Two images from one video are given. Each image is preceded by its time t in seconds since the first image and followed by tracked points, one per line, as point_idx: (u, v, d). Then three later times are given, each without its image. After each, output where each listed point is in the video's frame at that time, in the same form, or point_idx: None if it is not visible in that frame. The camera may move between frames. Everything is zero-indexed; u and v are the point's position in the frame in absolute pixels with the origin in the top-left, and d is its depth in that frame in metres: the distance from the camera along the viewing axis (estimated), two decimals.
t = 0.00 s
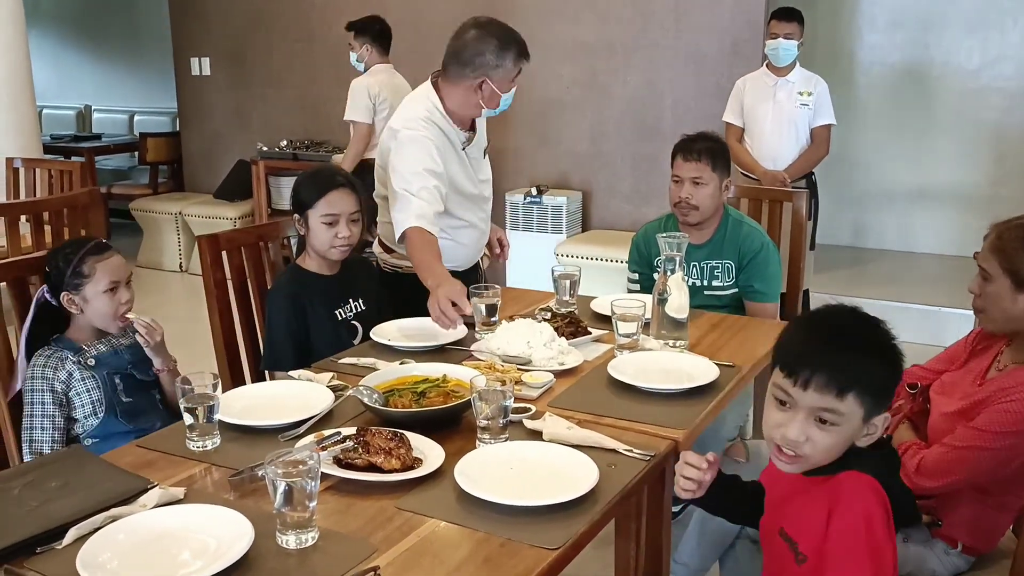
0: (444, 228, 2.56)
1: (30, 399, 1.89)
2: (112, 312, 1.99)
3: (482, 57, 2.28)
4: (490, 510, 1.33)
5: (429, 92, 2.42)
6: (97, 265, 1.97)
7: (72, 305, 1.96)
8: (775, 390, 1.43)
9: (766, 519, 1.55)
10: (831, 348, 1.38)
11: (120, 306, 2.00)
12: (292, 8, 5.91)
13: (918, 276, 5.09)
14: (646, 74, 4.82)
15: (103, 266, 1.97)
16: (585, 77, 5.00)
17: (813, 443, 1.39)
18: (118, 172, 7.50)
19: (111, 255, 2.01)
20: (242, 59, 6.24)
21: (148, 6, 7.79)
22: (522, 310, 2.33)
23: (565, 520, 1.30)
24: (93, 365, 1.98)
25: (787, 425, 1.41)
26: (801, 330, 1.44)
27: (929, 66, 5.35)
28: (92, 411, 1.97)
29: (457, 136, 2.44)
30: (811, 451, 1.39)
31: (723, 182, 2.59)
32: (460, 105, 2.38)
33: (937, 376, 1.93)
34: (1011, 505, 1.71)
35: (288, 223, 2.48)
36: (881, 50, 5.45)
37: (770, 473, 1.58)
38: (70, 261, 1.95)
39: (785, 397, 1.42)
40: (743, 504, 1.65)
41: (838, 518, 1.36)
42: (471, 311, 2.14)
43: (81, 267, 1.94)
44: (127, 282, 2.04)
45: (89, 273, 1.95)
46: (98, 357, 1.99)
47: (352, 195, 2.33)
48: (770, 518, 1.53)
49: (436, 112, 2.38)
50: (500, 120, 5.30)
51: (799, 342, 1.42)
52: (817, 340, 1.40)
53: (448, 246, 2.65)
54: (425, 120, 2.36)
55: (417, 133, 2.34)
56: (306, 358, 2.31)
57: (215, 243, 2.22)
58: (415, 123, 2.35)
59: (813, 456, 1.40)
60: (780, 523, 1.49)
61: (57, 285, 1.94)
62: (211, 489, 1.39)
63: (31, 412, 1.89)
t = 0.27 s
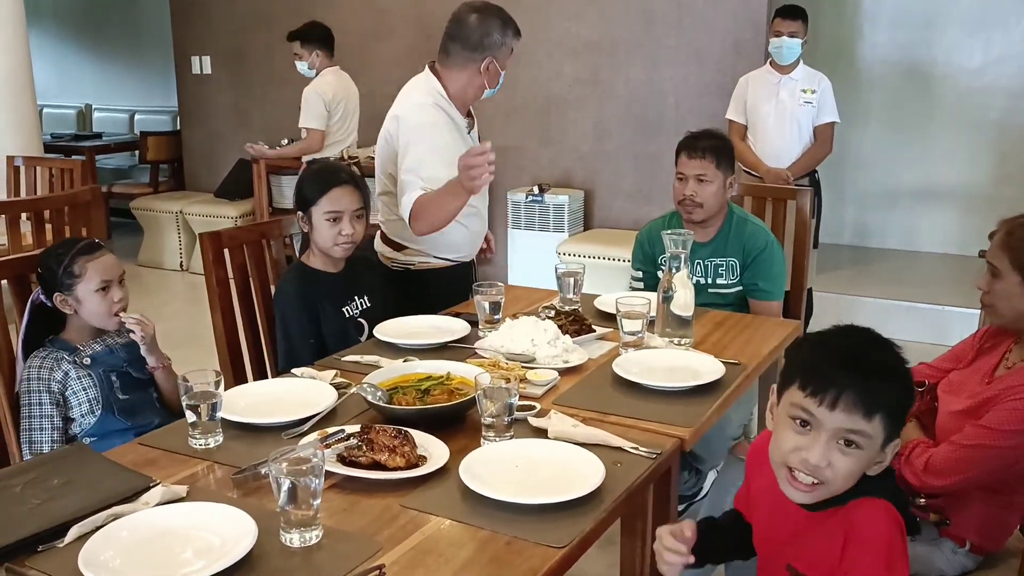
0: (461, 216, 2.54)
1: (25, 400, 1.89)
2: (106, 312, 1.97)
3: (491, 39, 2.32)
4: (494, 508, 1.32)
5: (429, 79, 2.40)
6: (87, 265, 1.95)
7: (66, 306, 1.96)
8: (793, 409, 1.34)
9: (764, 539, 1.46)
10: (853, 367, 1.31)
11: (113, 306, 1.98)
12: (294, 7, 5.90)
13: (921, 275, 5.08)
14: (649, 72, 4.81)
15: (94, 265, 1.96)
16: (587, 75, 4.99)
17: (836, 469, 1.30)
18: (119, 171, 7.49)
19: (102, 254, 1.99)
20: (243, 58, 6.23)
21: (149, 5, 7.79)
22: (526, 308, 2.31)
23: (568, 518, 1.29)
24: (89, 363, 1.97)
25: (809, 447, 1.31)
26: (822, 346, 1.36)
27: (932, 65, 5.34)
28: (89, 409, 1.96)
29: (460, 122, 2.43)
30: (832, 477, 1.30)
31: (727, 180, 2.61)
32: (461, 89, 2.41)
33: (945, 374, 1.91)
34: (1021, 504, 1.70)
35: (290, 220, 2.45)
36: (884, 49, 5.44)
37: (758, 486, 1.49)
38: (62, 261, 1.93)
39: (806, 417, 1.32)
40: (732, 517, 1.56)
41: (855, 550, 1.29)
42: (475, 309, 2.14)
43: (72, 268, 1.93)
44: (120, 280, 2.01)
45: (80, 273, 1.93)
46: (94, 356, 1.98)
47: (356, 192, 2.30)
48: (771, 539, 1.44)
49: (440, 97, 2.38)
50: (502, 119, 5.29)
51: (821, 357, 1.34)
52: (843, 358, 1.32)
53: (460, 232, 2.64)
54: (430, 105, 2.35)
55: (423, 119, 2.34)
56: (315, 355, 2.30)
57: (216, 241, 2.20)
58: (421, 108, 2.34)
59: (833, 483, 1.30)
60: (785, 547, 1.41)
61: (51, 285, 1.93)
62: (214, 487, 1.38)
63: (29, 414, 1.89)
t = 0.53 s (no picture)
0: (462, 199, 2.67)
1: (25, 396, 1.84)
2: (105, 309, 1.96)
3: (472, 24, 2.47)
4: (498, 508, 1.30)
5: (414, 69, 2.48)
6: (88, 261, 1.93)
7: (65, 301, 1.93)
8: (816, 419, 1.33)
9: (777, 554, 1.42)
10: (878, 374, 1.30)
11: (112, 303, 1.97)
12: (293, 5, 5.87)
13: (924, 274, 5.05)
14: (650, 70, 4.79)
15: (94, 262, 1.94)
16: (589, 74, 4.97)
17: (867, 478, 1.29)
18: (118, 170, 7.47)
19: (102, 250, 1.97)
20: (243, 56, 6.20)
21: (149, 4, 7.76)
22: (529, 306, 2.29)
23: (574, 518, 1.27)
24: (89, 360, 1.95)
25: (838, 458, 1.30)
26: (838, 352, 1.36)
27: (935, 63, 5.31)
28: (90, 407, 1.95)
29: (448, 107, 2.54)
30: (864, 487, 1.29)
31: (730, 177, 2.61)
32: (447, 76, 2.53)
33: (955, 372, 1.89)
34: None
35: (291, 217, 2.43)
36: (887, 47, 5.42)
37: (767, 499, 1.44)
38: (62, 256, 1.91)
39: (830, 427, 1.31)
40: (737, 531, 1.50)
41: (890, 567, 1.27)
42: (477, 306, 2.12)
43: (73, 264, 1.90)
44: (121, 278, 2.00)
45: (81, 269, 1.91)
46: (94, 353, 1.96)
47: (363, 188, 2.28)
48: (786, 555, 1.40)
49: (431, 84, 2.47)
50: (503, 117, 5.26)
51: (840, 363, 1.34)
52: (863, 363, 1.32)
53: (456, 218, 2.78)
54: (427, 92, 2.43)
55: (426, 105, 2.41)
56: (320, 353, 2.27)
57: (217, 238, 2.18)
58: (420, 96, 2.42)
59: (864, 493, 1.29)
60: (805, 564, 1.38)
61: (50, 280, 1.91)
62: (213, 487, 1.36)
63: (29, 411, 1.85)
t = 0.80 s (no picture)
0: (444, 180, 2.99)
1: (25, 386, 1.84)
2: (107, 303, 1.91)
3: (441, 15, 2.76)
4: (502, 504, 1.27)
5: (389, 60, 2.73)
6: (91, 254, 1.89)
7: (69, 292, 1.91)
8: (886, 409, 1.28)
9: (800, 555, 1.38)
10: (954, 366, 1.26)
11: (114, 298, 1.92)
12: (294, 3, 5.85)
13: (928, 272, 5.02)
14: (653, 67, 4.76)
15: (98, 254, 1.90)
16: (591, 71, 4.94)
17: (936, 472, 1.24)
18: (118, 168, 7.44)
19: (109, 242, 1.93)
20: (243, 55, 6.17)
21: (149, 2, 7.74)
22: (532, 301, 2.26)
23: (580, 514, 1.24)
24: (92, 354, 1.93)
25: (908, 450, 1.26)
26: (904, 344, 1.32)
27: (938, 61, 5.29)
28: (91, 402, 1.91)
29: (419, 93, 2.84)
30: (932, 481, 1.24)
31: (736, 171, 2.59)
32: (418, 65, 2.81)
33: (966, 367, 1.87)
34: None
35: (291, 212, 2.41)
36: (889, 44, 5.39)
37: (792, 497, 1.40)
38: (66, 246, 1.88)
39: (902, 417, 1.27)
40: (751, 528, 1.45)
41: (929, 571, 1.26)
42: (479, 301, 2.10)
43: (75, 255, 1.88)
44: (126, 271, 1.96)
45: (83, 262, 1.88)
46: (98, 347, 1.94)
47: (377, 182, 2.25)
48: (813, 556, 1.37)
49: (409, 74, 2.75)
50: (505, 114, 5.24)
51: (911, 352, 1.30)
52: (938, 352, 1.28)
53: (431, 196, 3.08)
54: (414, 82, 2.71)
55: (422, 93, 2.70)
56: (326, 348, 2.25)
57: (217, 232, 2.16)
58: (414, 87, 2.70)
59: (931, 487, 1.25)
60: (832, 565, 1.35)
61: (55, 269, 1.89)
62: (211, 482, 1.33)
63: (29, 402, 1.84)
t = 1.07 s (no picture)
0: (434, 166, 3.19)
1: (34, 381, 1.84)
2: (116, 296, 1.92)
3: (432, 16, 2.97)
4: (509, 504, 1.24)
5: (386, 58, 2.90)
6: (99, 248, 1.90)
7: (79, 287, 1.91)
8: (894, 385, 1.26)
9: (822, 563, 1.33)
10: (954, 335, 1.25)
11: (124, 290, 1.92)
12: (299, 6, 5.84)
13: (937, 274, 4.98)
14: (659, 69, 4.74)
15: (106, 247, 1.91)
16: (596, 72, 4.92)
17: (952, 443, 1.23)
18: (122, 172, 7.43)
19: (118, 236, 1.95)
20: (248, 58, 6.16)
21: (155, 6, 7.75)
22: (539, 301, 2.23)
23: (590, 514, 1.21)
24: (102, 351, 1.91)
25: (921, 423, 1.24)
26: (902, 320, 1.31)
27: (947, 62, 5.26)
28: (99, 402, 1.89)
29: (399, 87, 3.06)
30: (949, 452, 1.22)
31: (744, 169, 2.56)
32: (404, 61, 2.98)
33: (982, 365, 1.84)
34: None
35: (294, 211, 2.40)
36: (897, 45, 5.36)
37: (806, 505, 1.34)
38: (75, 240, 1.90)
39: (910, 391, 1.25)
40: (761, 544, 1.38)
41: (955, 561, 1.25)
42: (485, 300, 2.07)
43: (84, 248, 1.89)
44: (136, 265, 1.97)
45: (91, 255, 1.89)
46: (108, 344, 1.92)
47: (397, 177, 2.22)
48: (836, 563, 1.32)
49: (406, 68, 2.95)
50: (510, 116, 5.21)
51: (911, 326, 1.29)
52: (936, 322, 1.28)
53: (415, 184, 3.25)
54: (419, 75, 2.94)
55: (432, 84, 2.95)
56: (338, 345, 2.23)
57: (220, 231, 2.13)
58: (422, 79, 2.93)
59: (948, 459, 1.23)
60: (856, 568, 1.31)
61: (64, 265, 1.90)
62: (212, 481, 1.30)
63: (35, 397, 1.83)
